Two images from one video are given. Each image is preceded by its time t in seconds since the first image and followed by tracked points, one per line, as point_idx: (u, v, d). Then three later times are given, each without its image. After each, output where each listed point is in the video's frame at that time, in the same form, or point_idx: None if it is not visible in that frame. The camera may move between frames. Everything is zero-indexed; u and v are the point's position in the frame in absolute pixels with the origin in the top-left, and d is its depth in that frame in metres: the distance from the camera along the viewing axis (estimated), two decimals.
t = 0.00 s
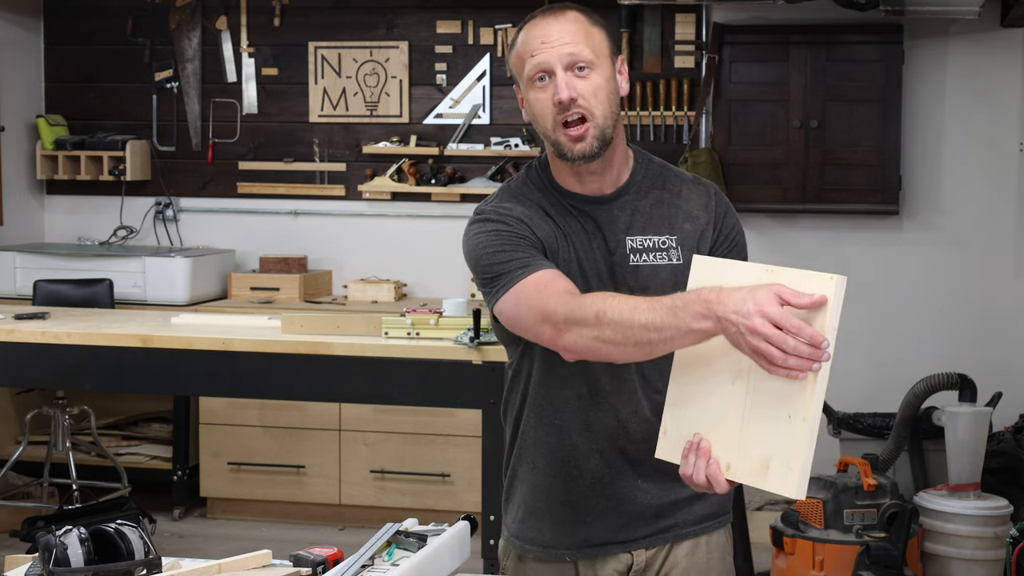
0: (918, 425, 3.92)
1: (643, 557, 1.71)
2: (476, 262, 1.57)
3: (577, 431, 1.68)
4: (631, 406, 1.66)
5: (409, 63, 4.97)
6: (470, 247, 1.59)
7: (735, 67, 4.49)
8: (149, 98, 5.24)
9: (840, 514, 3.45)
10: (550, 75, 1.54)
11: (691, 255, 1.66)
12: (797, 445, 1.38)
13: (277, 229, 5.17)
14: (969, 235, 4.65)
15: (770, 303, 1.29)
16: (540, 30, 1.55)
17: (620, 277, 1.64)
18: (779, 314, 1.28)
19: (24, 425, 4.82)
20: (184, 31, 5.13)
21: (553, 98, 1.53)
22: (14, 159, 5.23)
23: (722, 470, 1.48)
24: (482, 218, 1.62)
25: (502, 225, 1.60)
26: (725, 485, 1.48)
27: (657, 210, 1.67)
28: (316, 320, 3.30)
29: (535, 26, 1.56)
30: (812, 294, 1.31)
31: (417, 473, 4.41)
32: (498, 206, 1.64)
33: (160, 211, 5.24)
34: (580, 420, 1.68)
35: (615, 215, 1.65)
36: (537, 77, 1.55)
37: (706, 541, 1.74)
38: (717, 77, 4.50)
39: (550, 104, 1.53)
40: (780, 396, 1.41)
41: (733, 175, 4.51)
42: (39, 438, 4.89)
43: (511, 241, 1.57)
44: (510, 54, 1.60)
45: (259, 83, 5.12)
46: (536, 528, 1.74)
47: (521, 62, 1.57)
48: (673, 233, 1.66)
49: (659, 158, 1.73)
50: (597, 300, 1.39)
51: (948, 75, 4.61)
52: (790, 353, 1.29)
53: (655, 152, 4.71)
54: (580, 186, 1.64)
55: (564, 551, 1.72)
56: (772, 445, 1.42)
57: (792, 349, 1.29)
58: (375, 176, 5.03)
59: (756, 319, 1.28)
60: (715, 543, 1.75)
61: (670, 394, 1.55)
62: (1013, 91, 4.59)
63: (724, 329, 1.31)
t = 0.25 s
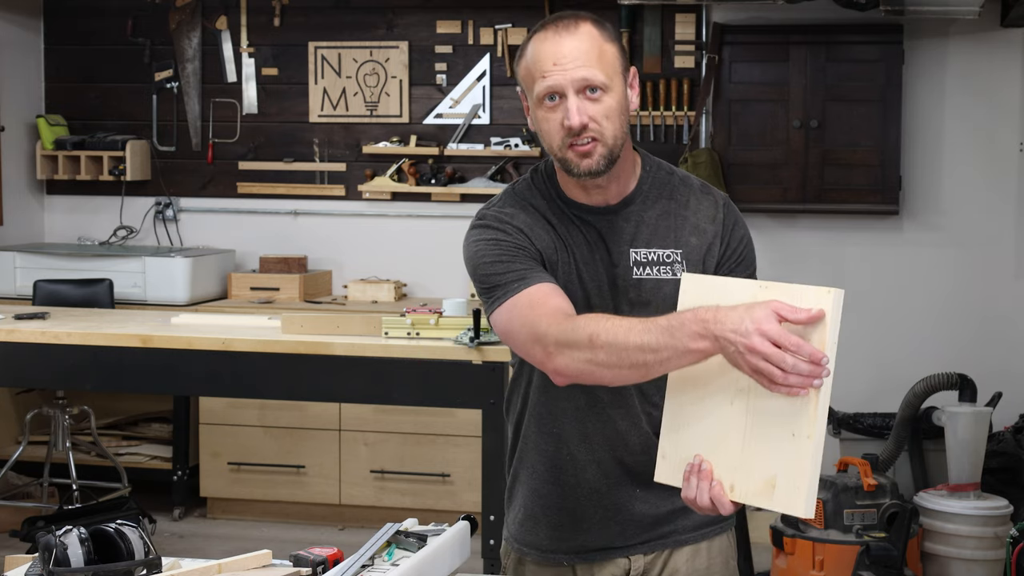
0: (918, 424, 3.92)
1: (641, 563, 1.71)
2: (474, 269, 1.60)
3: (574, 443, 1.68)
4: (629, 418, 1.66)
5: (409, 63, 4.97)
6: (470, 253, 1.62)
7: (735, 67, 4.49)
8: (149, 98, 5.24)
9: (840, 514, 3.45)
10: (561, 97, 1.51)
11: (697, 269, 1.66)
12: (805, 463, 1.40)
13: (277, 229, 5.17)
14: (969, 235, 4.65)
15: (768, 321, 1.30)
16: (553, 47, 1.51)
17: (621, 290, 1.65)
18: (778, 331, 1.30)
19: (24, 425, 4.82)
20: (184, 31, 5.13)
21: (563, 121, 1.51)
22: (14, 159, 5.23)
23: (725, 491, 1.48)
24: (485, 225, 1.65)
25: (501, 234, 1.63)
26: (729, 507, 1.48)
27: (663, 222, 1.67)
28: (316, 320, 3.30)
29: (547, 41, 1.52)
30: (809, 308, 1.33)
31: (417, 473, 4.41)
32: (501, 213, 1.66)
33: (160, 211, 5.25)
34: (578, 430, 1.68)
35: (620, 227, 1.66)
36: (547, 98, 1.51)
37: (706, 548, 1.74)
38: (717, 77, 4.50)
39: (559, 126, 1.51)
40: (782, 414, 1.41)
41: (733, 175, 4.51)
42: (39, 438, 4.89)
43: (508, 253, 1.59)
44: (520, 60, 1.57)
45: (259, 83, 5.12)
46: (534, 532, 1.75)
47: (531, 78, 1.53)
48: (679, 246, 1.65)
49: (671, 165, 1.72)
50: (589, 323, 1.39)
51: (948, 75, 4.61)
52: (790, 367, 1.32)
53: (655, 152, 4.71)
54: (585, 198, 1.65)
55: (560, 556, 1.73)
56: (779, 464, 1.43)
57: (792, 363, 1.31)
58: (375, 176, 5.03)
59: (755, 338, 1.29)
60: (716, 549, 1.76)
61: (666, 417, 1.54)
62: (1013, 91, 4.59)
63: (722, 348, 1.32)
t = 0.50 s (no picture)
0: (918, 424, 3.93)
1: (643, 568, 1.71)
2: (476, 272, 1.61)
3: (577, 448, 1.69)
4: (633, 425, 1.66)
5: (409, 63, 4.97)
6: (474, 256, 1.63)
7: (735, 67, 4.49)
8: (149, 98, 5.24)
9: (840, 514, 3.45)
10: (566, 111, 1.50)
11: (703, 277, 1.65)
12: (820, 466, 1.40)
13: (277, 229, 5.17)
14: (969, 236, 4.65)
15: (770, 322, 1.29)
16: (557, 60, 1.50)
17: (626, 297, 1.66)
18: (782, 334, 1.29)
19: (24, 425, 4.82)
20: (184, 31, 5.13)
21: (568, 135, 1.50)
22: (14, 159, 5.23)
23: (741, 500, 1.47)
24: (489, 228, 1.65)
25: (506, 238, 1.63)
26: (747, 516, 1.46)
27: (669, 229, 1.66)
28: (316, 320, 3.29)
29: (552, 54, 1.51)
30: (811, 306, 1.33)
31: (417, 473, 4.41)
32: (507, 216, 1.66)
33: (160, 211, 5.25)
34: (581, 436, 1.68)
35: (626, 234, 1.65)
36: (552, 112, 1.51)
37: (710, 553, 1.72)
38: (717, 77, 4.50)
39: (565, 140, 1.51)
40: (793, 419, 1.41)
41: (733, 175, 4.51)
42: (39, 438, 4.89)
43: (511, 257, 1.59)
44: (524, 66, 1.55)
45: (259, 83, 5.12)
46: (538, 534, 1.77)
47: (535, 90, 1.52)
48: (684, 255, 1.65)
49: (678, 170, 1.72)
50: (590, 330, 1.40)
51: (948, 75, 4.61)
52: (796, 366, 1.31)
53: (655, 152, 4.72)
54: (590, 206, 1.65)
55: (563, 560, 1.75)
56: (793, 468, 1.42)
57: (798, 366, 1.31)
58: (375, 176, 5.03)
59: (760, 342, 1.29)
60: (721, 555, 1.73)
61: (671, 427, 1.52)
62: (1014, 91, 4.59)
63: (726, 353, 1.31)
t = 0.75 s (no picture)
0: (918, 424, 3.93)
1: (645, 567, 1.71)
2: (474, 271, 1.62)
3: (579, 445, 1.69)
4: (633, 420, 1.66)
5: (409, 63, 4.97)
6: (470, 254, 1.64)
7: (735, 67, 4.50)
8: (149, 98, 5.24)
9: (840, 514, 3.45)
10: (561, 116, 1.51)
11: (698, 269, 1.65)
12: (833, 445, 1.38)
13: (277, 229, 5.17)
14: (969, 235, 4.65)
15: (768, 288, 1.29)
16: (544, 66, 1.51)
17: (622, 290, 1.65)
18: (783, 301, 1.29)
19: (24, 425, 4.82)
20: (184, 31, 5.13)
21: (568, 138, 1.51)
22: (14, 159, 5.23)
23: (755, 483, 1.46)
24: (485, 228, 1.66)
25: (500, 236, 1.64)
26: (761, 498, 1.45)
27: (663, 222, 1.66)
28: (316, 320, 3.29)
29: (534, 67, 1.51)
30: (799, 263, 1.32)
31: (417, 473, 4.41)
32: (501, 215, 1.67)
33: (160, 211, 5.25)
34: (582, 433, 1.68)
35: (621, 228, 1.65)
36: (549, 119, 1.51)
37: (712, 552, 1.72)
38: (717, 77, 4.51)
39: (565, 143, 1.51)
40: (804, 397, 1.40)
41: (733, 175, 4.51)
42: (39, 438, 4.89)
43: (506, 254, 1.61)
44: (509, 78, 1.57)
45: (259, 83, 5.12)
46: (539, 535, 1.77)
47: (526, 101, 1.53)
48: (679, 247, 1.65)
49: (671, 164, 1.71)
50: (585, 316, 1.40)
51: (948, 75, 4.61)
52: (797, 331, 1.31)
53: (655, 152, 4.72)
54: (586, 203, 1.65)
55: (565, 560, 1.75)
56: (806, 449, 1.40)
57: (801, 333, 1.30)
58: (375, 176, 5.03)
59: (760, 309, 1.28)
60: (722, 554, 1.73)
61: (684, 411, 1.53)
62: (1014, 91, 4.59)
63: (725, 326, 1.30)
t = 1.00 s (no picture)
0: (918, 425, 3.94)
1: (644, 563, 1.69)
2: (462, 279, 1.66)
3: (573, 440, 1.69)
4: (626, 412, 1.65)
5: (409, 63, 4.97)
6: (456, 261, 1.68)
7: (735, 67, 4.50)
8: (149, 98, 5.24)
9: (840, 514, 3.45)
10: (544, 89, 1.52)
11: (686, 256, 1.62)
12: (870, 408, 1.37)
13: (277, 229, 5.17)
14: (969, 235, 4.65)
15: (667, 258, 1.35)
16: (530, 42, 1.53)
17: (610, 281, 1.63)
18: (690, 268, 1.34)
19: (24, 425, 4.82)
20: (184, 31, 5.13)
21: (550, 112, 1.51)
22: (14, 159, 5.23)
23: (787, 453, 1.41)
24: (467, 231, 1.68)
25: (480, 241, 1.66)
26: (794, 468, 1.40)
27: (650, 211, 1.64)
28: (316, 320, 3.29)
29: (522, 39, 1.54)
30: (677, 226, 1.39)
31: (417, 473, 4.41)
32: (484, 215, 1.68)
33: (160, 211, 5.25)
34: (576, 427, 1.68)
35: (605, 218, 1.63)
36: (531, 92, 1.52)
37: (711, 549, 1.69)
38: (717, 77, 4.51)
39: (547, 117, 1.51)
40: (838, 363, 1.39)
41: (733, 175, 4.51)
42: (39, 438, 4.89)
43: (486, 263, 1.64)
44: (495, 62, 1.59)
45: (259, 83, 5.12)
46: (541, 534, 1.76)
47: (510, 76, 1.55)
48: (666, 234, 1.63)
49: (658, 155, 1.69)
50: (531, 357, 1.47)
51: (948, 75, 4.61)
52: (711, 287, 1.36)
53: (655, 152, 4.72)
54: (570, 190, 1.63)
55: (565, 561, 1.73)
56: (840, 415, 1.39)
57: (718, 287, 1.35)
58: (375, 176, 5.03)
59: (676, 284, 1.33)
60: (721, 551, 1.70)
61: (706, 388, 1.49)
62: (1014, 91, 4.59)
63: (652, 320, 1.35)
